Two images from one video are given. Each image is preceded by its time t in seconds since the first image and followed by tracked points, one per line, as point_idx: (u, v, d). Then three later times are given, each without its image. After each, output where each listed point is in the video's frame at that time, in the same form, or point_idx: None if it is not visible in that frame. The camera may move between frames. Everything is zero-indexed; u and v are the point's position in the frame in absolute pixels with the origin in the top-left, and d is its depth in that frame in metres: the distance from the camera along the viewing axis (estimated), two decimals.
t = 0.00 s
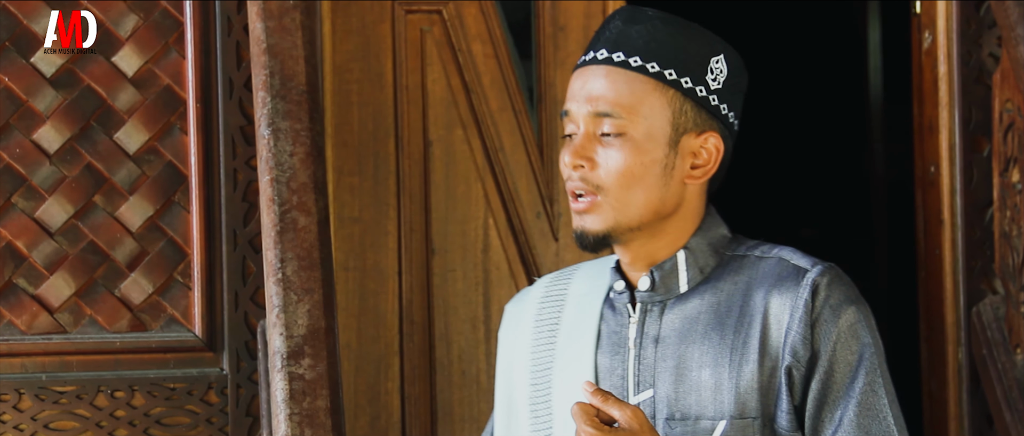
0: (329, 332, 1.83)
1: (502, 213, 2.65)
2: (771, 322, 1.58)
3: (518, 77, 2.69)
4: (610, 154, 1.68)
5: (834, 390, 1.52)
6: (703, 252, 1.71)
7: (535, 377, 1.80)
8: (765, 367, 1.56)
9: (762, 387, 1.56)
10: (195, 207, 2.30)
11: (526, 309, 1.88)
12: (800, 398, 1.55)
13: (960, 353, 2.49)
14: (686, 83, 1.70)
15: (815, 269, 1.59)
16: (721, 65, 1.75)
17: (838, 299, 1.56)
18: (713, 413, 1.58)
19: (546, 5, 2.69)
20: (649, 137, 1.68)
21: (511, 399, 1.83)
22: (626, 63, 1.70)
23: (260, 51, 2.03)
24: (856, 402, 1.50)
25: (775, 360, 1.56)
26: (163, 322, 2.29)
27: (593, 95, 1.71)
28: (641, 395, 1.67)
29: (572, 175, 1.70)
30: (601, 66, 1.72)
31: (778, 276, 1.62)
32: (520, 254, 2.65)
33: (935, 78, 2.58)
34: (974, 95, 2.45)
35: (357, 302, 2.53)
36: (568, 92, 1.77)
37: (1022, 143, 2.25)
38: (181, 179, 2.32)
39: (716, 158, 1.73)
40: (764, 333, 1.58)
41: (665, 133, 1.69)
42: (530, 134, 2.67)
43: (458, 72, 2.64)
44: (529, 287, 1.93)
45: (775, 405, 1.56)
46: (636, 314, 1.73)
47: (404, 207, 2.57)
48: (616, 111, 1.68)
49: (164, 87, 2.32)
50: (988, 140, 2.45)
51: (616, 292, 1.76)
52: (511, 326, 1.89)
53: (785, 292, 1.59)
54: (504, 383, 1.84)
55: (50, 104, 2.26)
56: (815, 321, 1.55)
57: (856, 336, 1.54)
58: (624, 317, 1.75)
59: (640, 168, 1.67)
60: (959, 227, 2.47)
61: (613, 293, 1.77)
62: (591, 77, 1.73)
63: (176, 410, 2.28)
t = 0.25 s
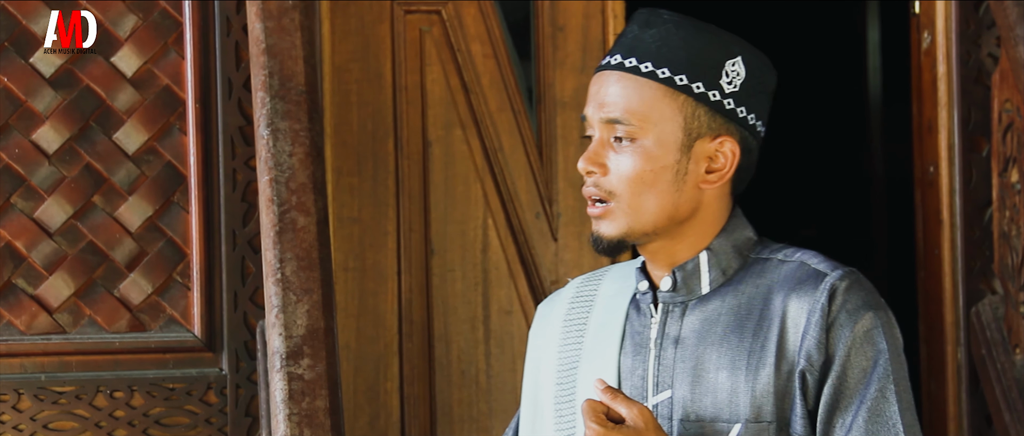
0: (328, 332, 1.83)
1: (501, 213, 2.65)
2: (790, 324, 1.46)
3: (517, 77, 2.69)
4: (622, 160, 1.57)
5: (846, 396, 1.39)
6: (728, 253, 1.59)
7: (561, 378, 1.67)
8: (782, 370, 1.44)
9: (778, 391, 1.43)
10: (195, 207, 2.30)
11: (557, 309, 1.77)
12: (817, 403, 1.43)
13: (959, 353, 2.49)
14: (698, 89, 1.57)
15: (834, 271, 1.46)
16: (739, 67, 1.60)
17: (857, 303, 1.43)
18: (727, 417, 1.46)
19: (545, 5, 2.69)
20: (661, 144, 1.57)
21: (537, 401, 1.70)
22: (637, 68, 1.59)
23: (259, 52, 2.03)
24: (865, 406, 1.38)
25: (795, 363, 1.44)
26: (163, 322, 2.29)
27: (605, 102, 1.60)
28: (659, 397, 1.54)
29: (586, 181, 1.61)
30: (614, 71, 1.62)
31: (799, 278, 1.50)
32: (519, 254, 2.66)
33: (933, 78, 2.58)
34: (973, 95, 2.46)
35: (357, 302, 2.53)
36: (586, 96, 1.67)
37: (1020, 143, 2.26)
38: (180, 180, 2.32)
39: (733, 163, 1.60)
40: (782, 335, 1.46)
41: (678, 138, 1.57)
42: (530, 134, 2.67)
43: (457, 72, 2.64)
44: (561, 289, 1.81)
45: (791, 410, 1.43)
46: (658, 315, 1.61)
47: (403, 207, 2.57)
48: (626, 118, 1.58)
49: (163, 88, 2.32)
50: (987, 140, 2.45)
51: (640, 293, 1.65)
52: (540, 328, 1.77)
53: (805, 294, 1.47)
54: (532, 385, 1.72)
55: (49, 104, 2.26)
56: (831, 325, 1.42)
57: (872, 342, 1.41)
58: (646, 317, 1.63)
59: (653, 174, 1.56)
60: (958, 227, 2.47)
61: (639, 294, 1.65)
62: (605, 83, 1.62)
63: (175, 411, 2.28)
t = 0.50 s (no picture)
0: (328, 331, 1.83)
1: (502, 212, 2.65)
2: (800, 326, 1.44)
3: (518, 76, 2.69)
4: (632, 152, 1.58)
5: (854, 399, 1.37)
6: (739, 253, 1.57)
7: (571, 372, 1.66)
8: (791, 372, 1.42)
9: (787, 393, 1.41)
10: (195, 205, 2.30)
11: (568, 304, 1.76)
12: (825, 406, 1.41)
13: (960, 352, 2.49)
14: (713, 86, 1.56)
15: (846, 274, 1.44)
16: (756, 66, 1.59)
17: (867, 307, 1.41)
18: (736, 417, 1.44)
19: (546, 4, 2.69)
20: (671, 138, 1.57)
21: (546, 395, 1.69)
22: (653, 62, 1.59)
23: (259, 50, 2.03)
24: (873, 410, 1.35)
25: (804, 365, 1.42)
26: (163, 320, 2.29)
27: (621, 93, 1.61)
28: (668, 396, 1.53)
29: (597, 173, 1.62)
30: (631, 63, 1.62)
31: (810, 280, 1.47)
32: (519, 253, 2.66)
33: (934, 77, 2.58)
34: (973, 95, 2.46)
35: (357, 301, 2.52)
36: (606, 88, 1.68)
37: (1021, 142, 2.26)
38: (180, 178, 2.32)
39: (743, 163, 1.59)
40: (791, 337, 1.44)
41: (689, 133, 1.57)
42: (530, 134, 2.68)
43: (458, 70, 2.64)
44: (572, 285, 1.80)
45: (800, 412, 1.41)
46: (669, 314, 1.59)
47: (404, 206, 2.57)
48: (638, 111, 1.58)
49: (164, 86, 2.32)
50: (987, 139, 2.45)
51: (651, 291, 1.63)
52: (551, 323, 1.76)
53: (815, 296, 1.44)
54: (541, 378, 1.71)
55: (49, 102, 2.26)
56: (841, 327, 1.40)
57: (881, 346, 1.38)
58: (657, 315, 1.61)
59: (661, 168, 1.56)
60: (959, 226, 2.47)
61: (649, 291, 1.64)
62: (622, 75, 1.63)
63: (175, 409, 2.28)
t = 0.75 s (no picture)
0: (328, 328, 1.84)
1: (502, 209, 2.65)
2: (799, 324, 1.44)
3: (518, 74, 2.69)
4: (634, 146, 1.57)
5: (851, 398, 1.37)
6: (739, 250, 1.57)
7: (570, 367, 1.66)
8: (789, 369, 1.42)
9: (785, 390, 1.41)
10: (195, 203, 2.30)
11: (568, 298, 1.75)
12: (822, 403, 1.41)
13: (960, 350, 2.48)
14: (716, 81, 1.56)
15: (845, 272, 1.44)
16: (760, 62, 1.60)
17: (866, 305, 1.40)
18: (733, 415, 1.44)
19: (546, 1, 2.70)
20: (673, 133, 1.56)
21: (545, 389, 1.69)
22: (656, 56, 1.59)
23: (260, 47, 2.03)
24: (869, 409, 1.35)
25: (802, 363, 1.42)
26: (163, 318, 2.29)
27: (624, 87, 1.61)
28: (667, 393, 1.52)
29: (598, 165, 1.61)
30: (635, 58, 1.62)
31: (809, 277, 1.47)
32: (520, 251, 2.66)
33: (935, 75, 2.57)
34: (974, 92, 2.46)
35: (357, 299, 2.52)
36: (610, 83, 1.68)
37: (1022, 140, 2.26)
38: (180, 176, 2.32)
39: (746, 158, 1.58)
40: (790, 335, 1.44)
41: (691, 129, 1.57)
42: (530, 131, 2.68)
43: (458, 68, 2.64)
44: (573, 279, 1.80)
45: (797, 409, 1.41)
46: (668, 309, 1.59)
47: (404, 203, 2.57)
48: (640, 105, 1.58)
49: (164, 83, 2.32)
50: (988, 137, 2.45)
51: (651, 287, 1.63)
52: (551, 317, 1.76)
53: (815, 293, 1.44)
54: (541, 372, 1.71)
55: (49, 100, 2.25)
56: (839, 325, 1.40)
57: (879, 345, 1.38)
58: (656, 311, 1.61)
59: (662, 162, 1.56)
60: (959, 224, 2.47)
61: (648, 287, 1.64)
62: (625, 70, 1.63)
63: (175, 407, 2.27)
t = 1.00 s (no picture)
0: (322, 328, 1.85)
1: (496, 209, 2.65)
2: (794, 325, 1.43)
3: (512, 73, 2.69)
4: (632, 147, 1.55)
5: (847, 397, 1.37)
6: (733, 250, 1.56)
7: (563, 367, 1.65)
8: (785, 370, 1.41)
9: (781, 390, 1.41)
10: (189, 202, 2.30)
11: (560, 298, 1.75)
12: (818, 403, 1.40)
13: (954, 349, 2.48)
14: (714, 80, 1.55)
15: (840, 272, 1.43)
16: (756, 62, 1.59)
17: (861, 305, 1.40)
18: (729, 415, 1.43)
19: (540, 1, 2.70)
20: (672, 133, 1.54)
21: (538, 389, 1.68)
22: (654, 56, 1.57)
23: (253, 47, 2.02)
24: (865, 409, 1.35)
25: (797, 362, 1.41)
26: (157, 317, 2.29)
27: (621, 88, 1.58)
28: (662, 393, 1.52)
29: (595, 167, 1.58)
30: (631, 58, 1.60)
31: (804, 277, 1.46)
32: (514, 250, 2.66)
33: (928, 74, 2.57)
34: (967, 91, 2.46)
35: (351, 298, 2.52)
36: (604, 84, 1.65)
37: (1016, 139, 2.27)
38: (174, 175, 2.31)
39: (744, 158, 1.57)
40: (786, 335, 1.43)
41: (690, 129, 1.55)
42: (524, 131, 2.68)
43: (452, 67, 2.64)
44: (564, 277, 1.80)
45: (792, 409, 1.41)
46: (662, 310, 1.58)
47: (398, 203, 2.56)
48: (639, 105, 1.56)
49: (157, 83, 2.32)
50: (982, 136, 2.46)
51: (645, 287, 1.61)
52: (543, 316, 1.75)
53: (809, 294, 1.43)
54: (533, 372, 1.71)
55: (43, 99, 2.25)
56: (834, 325, 1.39)
57: (875, 345, 1.38)
58: (650, 311, 1.60)
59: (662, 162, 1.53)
60: (953, 223, 2.48)
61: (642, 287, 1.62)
62: (622, 70, 1.60)
63: (168, 407, 2.27)
